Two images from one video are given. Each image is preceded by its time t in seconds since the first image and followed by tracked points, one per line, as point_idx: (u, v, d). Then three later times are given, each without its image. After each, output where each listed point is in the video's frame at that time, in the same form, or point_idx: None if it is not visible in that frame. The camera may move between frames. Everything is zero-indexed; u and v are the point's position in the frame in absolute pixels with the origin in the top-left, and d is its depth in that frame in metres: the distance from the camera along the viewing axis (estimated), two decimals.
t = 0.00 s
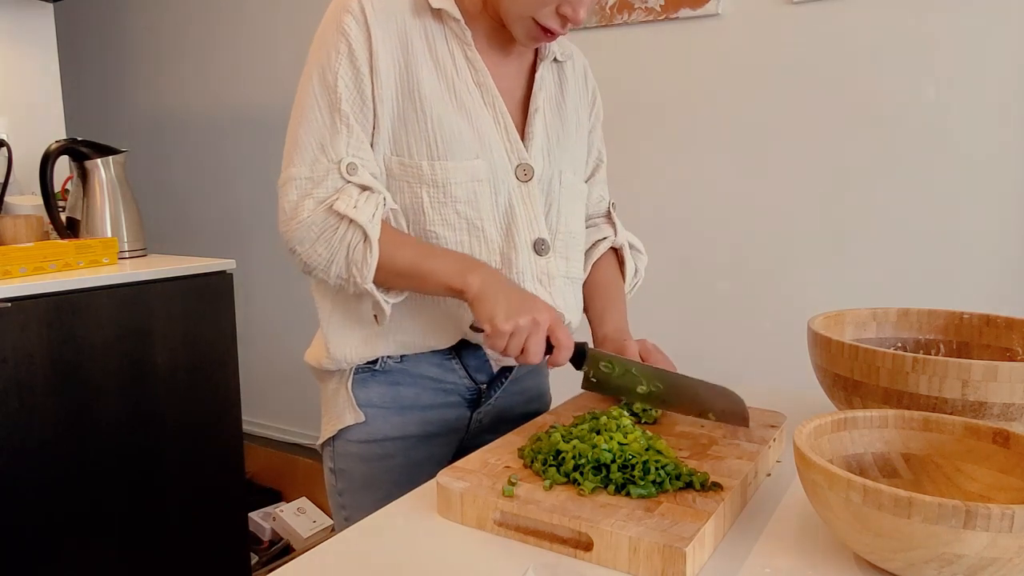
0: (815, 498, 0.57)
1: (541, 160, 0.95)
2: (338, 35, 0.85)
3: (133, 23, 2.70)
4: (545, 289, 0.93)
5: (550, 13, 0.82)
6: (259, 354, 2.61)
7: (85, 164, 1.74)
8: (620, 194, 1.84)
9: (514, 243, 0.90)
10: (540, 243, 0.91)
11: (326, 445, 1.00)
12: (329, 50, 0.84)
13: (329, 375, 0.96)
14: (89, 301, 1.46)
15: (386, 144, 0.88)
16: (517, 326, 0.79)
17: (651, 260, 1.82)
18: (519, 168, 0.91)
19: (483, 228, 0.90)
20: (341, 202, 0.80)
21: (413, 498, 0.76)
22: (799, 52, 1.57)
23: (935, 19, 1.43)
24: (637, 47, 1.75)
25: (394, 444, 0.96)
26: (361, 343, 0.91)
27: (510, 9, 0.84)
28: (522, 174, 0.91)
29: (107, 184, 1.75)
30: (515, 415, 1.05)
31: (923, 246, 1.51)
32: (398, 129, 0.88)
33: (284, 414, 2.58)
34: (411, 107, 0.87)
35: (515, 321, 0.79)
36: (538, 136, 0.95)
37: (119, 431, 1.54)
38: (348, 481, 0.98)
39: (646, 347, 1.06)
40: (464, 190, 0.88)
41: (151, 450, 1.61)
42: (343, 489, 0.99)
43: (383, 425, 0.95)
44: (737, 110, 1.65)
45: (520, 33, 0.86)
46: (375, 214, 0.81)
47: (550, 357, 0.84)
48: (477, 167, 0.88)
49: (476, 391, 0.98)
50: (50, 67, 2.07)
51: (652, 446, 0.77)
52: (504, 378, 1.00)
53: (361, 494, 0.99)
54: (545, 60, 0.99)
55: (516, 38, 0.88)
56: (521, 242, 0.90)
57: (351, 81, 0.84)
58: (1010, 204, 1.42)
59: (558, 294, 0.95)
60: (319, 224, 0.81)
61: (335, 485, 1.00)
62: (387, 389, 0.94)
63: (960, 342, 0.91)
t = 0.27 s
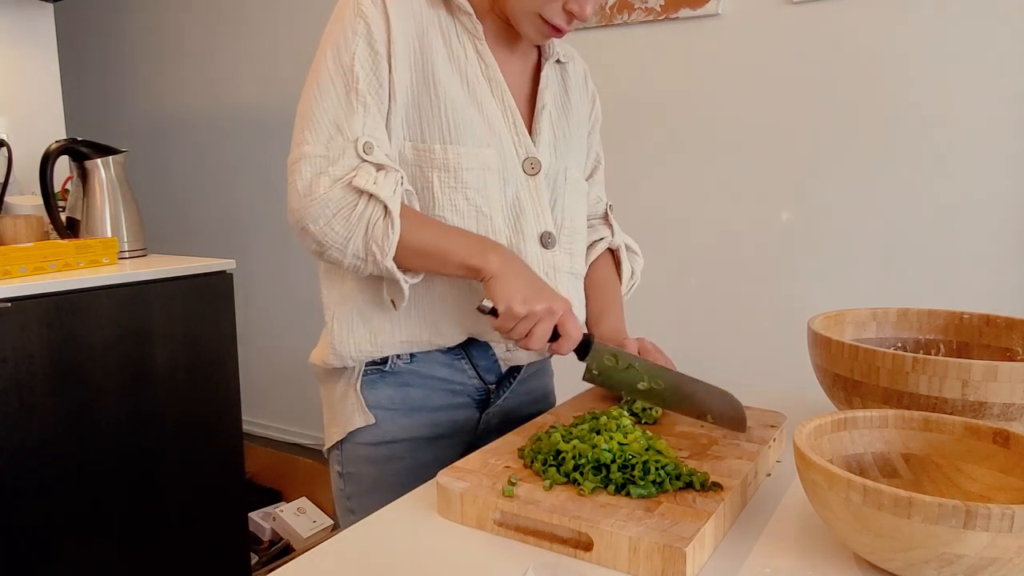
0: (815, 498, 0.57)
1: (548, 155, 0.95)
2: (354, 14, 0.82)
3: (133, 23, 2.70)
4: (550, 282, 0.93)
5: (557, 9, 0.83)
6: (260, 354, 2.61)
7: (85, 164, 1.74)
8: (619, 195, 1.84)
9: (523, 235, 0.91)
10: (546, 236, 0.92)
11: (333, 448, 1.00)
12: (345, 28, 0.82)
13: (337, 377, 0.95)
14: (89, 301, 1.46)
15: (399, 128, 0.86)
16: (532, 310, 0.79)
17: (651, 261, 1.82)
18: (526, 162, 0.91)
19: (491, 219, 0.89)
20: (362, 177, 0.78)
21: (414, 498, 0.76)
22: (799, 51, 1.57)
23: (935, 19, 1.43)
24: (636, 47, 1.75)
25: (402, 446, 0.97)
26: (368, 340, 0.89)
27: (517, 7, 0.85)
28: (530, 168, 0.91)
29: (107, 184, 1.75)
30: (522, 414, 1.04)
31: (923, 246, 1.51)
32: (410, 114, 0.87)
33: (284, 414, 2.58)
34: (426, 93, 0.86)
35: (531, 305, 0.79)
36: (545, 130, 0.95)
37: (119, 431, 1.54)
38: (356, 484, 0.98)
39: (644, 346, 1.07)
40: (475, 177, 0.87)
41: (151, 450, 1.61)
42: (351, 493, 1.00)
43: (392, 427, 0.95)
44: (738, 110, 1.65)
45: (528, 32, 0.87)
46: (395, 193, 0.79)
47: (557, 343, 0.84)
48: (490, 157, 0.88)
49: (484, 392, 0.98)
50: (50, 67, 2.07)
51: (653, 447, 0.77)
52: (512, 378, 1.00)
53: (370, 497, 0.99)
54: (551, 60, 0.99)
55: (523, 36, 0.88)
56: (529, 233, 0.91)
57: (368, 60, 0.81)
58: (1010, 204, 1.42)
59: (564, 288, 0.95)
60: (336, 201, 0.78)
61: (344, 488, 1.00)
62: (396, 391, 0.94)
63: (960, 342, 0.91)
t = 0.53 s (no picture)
0: (815, 498, 0.57)
1: (559, 155, 0.96)
2: (368, 14, 0.82)
3: (133, 23, 2.70)
4: (562, 283, 0.93)
5: (573, 7, 0.84)
6: (260, 354, 2.61)
7: (85, 164, 1.74)
8: (620, 195, 1.84)
9: (536, 236, 0.90)
10: (558, 238, 0.93)
11: (344, 453, 0.99)
12: (357, 29, 0.81)
13: (348, 381, 0.94)
14: (89, 301, 1.46)
15: (411, 128, 0.86)
16: (515, 337, 0.80)
17: (651, 261, 1.82)
18: (539, 163, 0.92)
19: (505, 218, 0.89)
20: (361, 188, 0.78)
21: (414, 498, 0.76)
22: (799, 52, 1.57)
23: (935, 19, 1.43)
24: (636, 47, 1.75)
25: (415, 448, 0.96)
26: (379, 340, 0.89)
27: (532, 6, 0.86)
28: (542, 168, 0.92)
29: (107, 184, 1.75)
30: (529, 413, 1.04)
31: (923, 246, 1.51)
32: (423, 115, 0.87)
33: (284, 414, 2.58)
34: (439, 94, 0.86)
35: (515, 333, 0.81)
36: (556, 131, 0.96)
37: (119, 431, 1.54)
38: (369, 488, 0.98)
39: (642, 347, 1.06)
40: (488, 177, 0.87)
41: (151, 450, 1.61)
42: (364, 497, 0.99)
43: (404, 429, 0.95)
44: (738, 110, 1.65)
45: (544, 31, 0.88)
46: (393, 206, 0.80)
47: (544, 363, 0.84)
48: (503, 157, 0.88)
49: (495, 392, 0.98)
50: (50, 66, 2.07)
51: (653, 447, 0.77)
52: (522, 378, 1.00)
53: (382, 500, 0.98)
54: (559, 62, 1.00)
55: (536, 35, 0.90)
56: (543, 234, 0.90)
57: (378, 62, 0.81)
58: (1011, 204, 1.42)
59: (575, 289, 0.95)
60: (335, 207, 0.78)
61: (356, 493, 0.99)
62: (409, 392, 0.94)
63: (960, 342, 0.91)
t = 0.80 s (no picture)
0: (815, 498, 0.57)
1: (557, 157, 0.96)
2: (370, 27, 0.82)
3: (133, 23, 2.70)
4: (562, 284, 0.93)
5: None
6: (260, 354, 2.61)
7: (85, 164, 1.74)
8: (620, 195, 1.84)
9: (534, 237, 0.91)
10: (558, 238, 0.93)
11: (344, 452, 1.00)
12: (362, 42, 0.82)
13: (344, 384, 0.94)
14: (89, 301, 1.46)
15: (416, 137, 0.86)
16: (552, 361, 0.79)
17: (651, 260, 1.82)
18: (539, 164, 0.92)
19: (504, 223, 0.89)
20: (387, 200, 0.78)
21: (414, 498, 0.76)
22: (799, 51, 1.57)
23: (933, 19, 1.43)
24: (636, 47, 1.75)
25: (413, 447, 0.96)
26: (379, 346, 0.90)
27: None
28: (541, 170, 0.92)
29: (107, 183, 1.75)
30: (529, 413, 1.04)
31: (922, 246, 1.51)
32: (426, 124, 0.87)
33: (284, 414, 2.58)
34: (441, 102, 0.87)
35: (551, 358, 0.79)
36: (554, 132, 0.96)
37: (119, 430, 1.54)
38: (368, 487, 0.98)
39: (642, 348, 1.06)
40: (489, 181, 0.87)
41: (151, 450, 1.61)
42: (363, 496, 0.99)
43: (402, 428, 0.95)
44: (738, 110, 1.65)
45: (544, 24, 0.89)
46: (420, 216, 0.80)
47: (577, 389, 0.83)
48: (502, 161, 0.88)
49: (493, 391, 0.97)
50: (50, 66, 2.07)
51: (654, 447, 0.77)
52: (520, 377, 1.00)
53: (381, 500, 0.98)
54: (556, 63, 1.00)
55: (535, 27, 0.90)
56: (541, 236, 0.91)
57: (386, 73, 0.81)
58: (1010, 203, 1.42)
59: (574, 290, 0.95)
60: (360, 220, 0.78)
61: (356, 493, 0.99)
62: (405, 391, 0.94)
63: (960, 342, 0.91)
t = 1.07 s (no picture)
0: (815, 498, 0.57)
1: (553, 152, 0.96)
2: (365, 12, 0.82)
3: (133, 23, 2.70)
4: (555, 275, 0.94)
5: None
6: (259, 354, 2.61)
7: (85, 164, 1.74)
8: (620, 195, 1.84)
9: (529, 227, 0.92)
10: (552, 230, 0.93)
11: (343, 451, 1.00)
12: (357, 26, 0.82)
13: (346, 381, 0.95)
14: (89, 301, 1.46)
15: (410, 123, 0.86)
16: (549, 315, 0.78)
17: (651, 261, 1.82)
18: (532, 156, 0.92)
19: (500, 211, 0.89)
20: (379, 168, 0.78)
21: (414, 498, 0.76)
22: (799, 51, 1.57)
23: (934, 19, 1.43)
24: (636, 47, 1.75)
25: (414, 447, 0.96)
26: (380, 338, 0.90)
27: None
28: (535, 162, 0.92)
29: (107, 183, 1.75)
30: (527, 412, 1.05)
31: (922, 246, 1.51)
32: (420, 111, 0.87)
33: (284, 414, 2.58)
34: (436, 88, 0.86)
35: (549, 310, 0.79)
36: (549, 126, 0.96)
37: (119, 431, 1.54)
38: (369, 487, 0.98)
39: (643, 346, 1.06)
40: (484, 169, 0.87)
41: (151, 450, 1.61)
42: (363, 496, 0.99)
43: (403, 428, 0.94)
44: (738, 110, 1.65)
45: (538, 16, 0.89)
46: (414, 183, 0.79)
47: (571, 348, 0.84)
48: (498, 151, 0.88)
49: (492, 390, 0.98)
50: (50, 66, 2.07)
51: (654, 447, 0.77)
52: (518, 376, 1.00)
53: (382, 499, 0.98)
54: (550, 60, 1.01)
55: (531, 21, 0.90)
56: (536, 228, 0.92)
57: (380, 55, 0.81)
58: (1011, 203, 1.42)
59: (568, 283, 0.96)
60: (353, 194, 0.77)
61: (356, 493, 0.99)
62: (406, 392, 0.93)
63: (960, 342, 0.91)
